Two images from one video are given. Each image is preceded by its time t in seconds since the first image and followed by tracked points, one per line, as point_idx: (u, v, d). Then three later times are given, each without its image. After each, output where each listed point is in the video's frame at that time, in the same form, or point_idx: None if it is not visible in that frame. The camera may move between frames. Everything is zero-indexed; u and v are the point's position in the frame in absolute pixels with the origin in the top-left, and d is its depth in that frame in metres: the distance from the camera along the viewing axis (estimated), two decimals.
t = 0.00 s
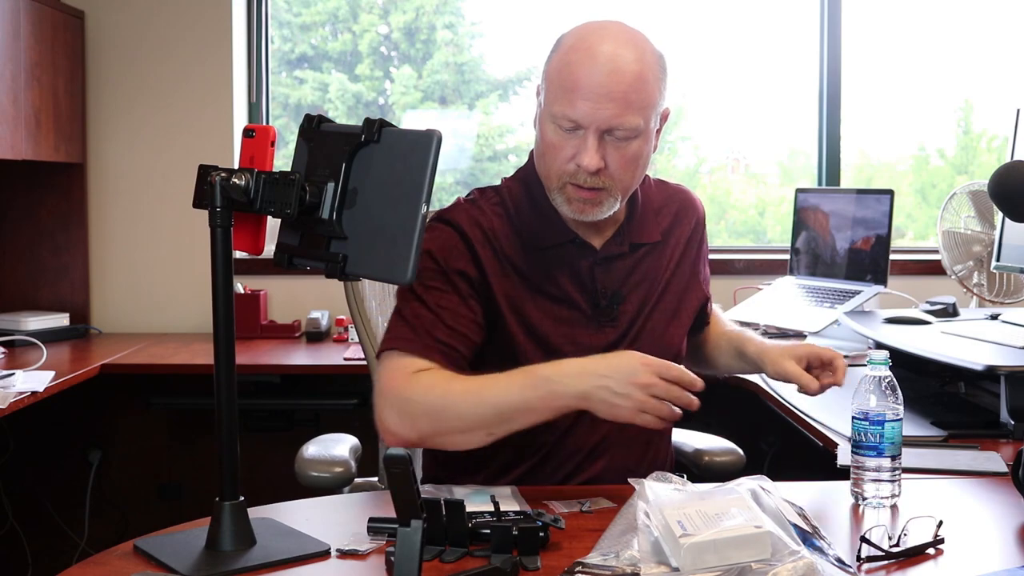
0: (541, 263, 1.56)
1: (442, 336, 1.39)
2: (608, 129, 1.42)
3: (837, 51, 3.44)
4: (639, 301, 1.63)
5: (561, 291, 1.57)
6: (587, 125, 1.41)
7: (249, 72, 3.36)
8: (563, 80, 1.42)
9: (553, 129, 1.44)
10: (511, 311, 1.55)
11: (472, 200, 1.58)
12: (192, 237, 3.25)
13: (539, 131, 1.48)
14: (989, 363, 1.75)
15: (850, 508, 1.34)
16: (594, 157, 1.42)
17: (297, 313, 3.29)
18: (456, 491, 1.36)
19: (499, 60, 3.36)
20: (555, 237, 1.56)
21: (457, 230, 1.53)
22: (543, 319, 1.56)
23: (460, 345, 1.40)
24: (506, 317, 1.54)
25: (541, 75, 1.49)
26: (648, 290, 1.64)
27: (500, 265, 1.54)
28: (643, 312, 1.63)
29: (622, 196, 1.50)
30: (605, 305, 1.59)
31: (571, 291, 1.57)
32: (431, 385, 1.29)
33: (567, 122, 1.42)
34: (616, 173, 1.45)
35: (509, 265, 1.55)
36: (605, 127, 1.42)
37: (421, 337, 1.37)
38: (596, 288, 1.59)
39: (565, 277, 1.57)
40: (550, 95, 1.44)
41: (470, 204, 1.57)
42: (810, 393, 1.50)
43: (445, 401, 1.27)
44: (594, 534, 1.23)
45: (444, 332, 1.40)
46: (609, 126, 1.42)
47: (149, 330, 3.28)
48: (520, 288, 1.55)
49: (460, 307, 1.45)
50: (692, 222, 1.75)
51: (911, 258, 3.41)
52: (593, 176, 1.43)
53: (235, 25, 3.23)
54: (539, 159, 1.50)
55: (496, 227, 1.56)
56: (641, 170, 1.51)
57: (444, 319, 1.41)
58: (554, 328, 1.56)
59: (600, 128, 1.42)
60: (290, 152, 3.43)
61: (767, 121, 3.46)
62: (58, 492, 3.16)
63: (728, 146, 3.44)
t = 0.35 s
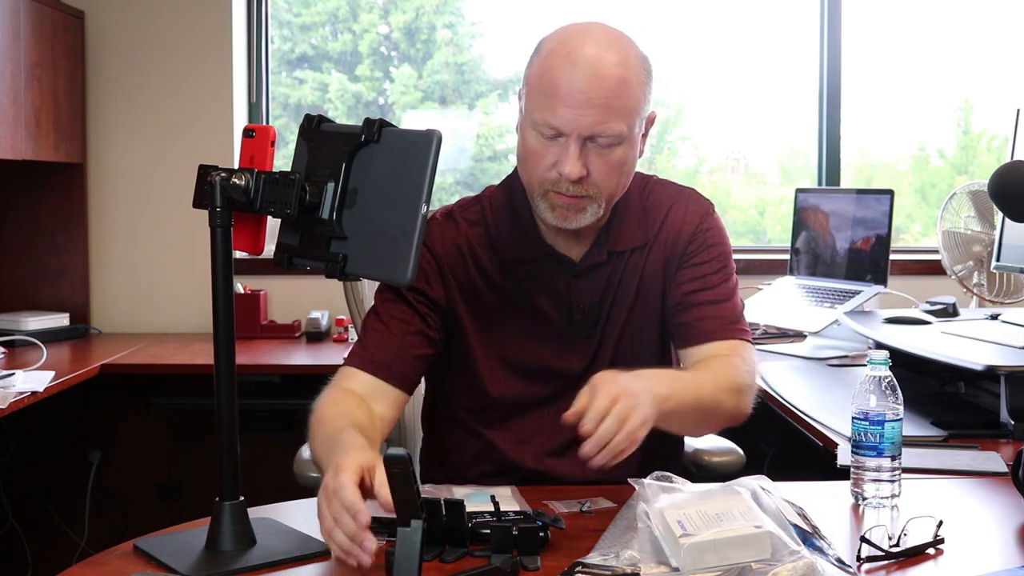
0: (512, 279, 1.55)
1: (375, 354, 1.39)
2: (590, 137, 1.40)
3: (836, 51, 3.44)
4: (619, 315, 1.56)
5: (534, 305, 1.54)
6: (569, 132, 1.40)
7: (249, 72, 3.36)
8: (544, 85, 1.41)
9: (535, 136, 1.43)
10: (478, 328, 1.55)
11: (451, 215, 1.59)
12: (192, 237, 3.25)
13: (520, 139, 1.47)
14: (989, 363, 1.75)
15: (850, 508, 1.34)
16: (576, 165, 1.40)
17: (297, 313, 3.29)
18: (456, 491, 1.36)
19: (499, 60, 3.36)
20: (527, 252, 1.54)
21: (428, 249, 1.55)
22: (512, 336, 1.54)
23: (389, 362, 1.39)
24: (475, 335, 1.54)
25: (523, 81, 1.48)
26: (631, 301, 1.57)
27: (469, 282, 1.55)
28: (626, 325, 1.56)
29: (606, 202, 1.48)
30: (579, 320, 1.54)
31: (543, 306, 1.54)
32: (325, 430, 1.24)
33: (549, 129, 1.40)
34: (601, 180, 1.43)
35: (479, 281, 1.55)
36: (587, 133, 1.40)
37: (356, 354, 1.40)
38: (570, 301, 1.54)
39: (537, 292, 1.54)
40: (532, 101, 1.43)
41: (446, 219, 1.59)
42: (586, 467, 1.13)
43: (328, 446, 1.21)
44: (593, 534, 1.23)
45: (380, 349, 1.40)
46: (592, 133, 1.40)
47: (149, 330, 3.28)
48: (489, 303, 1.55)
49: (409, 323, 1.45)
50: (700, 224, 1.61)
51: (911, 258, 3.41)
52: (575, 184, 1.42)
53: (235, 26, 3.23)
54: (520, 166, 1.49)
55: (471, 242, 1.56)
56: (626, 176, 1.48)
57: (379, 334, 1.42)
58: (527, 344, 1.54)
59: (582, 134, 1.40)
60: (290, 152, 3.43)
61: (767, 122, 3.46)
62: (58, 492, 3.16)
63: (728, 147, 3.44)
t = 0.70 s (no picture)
0: (511, 292, 1.54)
1: (382, 350, 1.38)
2: (604, 143, 1.40)
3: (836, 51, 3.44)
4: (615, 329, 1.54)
5: (529, 321, 1.54)
6: (582, 137, 1.39)
7: (249, 72, 3.36)
8: (562, 86, 1.40)
9: (547, 139, 1.43)
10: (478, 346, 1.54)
11: (455, 217, 1.58)
12: (192, 238, 3.25)
13: (532, 140, 1.47)
14: (989, 363, 1.74)
15: (850, 508, 1.34)
16: (586, 172, 1.40)
17: (297, 313, 3.29)
18: (456, 491, 1.36)
19: (499, 60, 3.36)
20: (524, 264, 1.54)
21: (433, 249, 1.53)
22: (506, 351, 1.54)
23: (395, 360, 1.38)
24: (473, 344, 1.54)
25: (540, 79, 1.47)
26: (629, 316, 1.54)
27: (472, 294, 1.54)
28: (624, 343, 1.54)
29: (612, 214, 1.49)
30: (575, 335, 1.54)
31: (538, 324, 1.54)
32: (330, 448, 1.22)
33: (561, 132, 1.40)
34: (609, 191, 1.44)
35: (480, 292, 1.54)
36: (601, 140, 1.40)
37: (360, 346, 1.39)
38: (567, 317, 1.54)
39: (533, 307, 1.54)
40: (548, 100, 1.42)
41: (450, 221, 1.58)
42: None
43: (337, 464, 1.19)
44: (593, 534, 1.23)
45: (377, 343, 1.39)
46: (606, 141, 1.40)
47: (149, 330, 3.28)
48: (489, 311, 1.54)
49: (417, 319, 1.45)
50: (704, 234, 1.55)
51: (911, 258, 3.41)
52: (583, 192, 1.42)
53: (235, 26, 3.24)
54: (530, 169, 1.49)
55: (474, 249, 1.56)
56: (639, 187, 1.49)
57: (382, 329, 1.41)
58: (522, 360, 1.54)
59: (595, 140, 1.40)
60: (290, 152, 3.43)
61: (767, 122, 3.46)
62: (58, 491, 3.16)
63: (728, 147, 3.44)
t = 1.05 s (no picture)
0: (514, 295, 1.55)
1: (376, 347, 1.40)
2: (605, 143, 1.40)
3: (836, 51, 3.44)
4: (619, 330, 1.54)
5: (534, 323, 1.54)
6: (582, 136, 1.39)
7: (249, 72, 3.36)
8: (562, 86, 1.41)
9: (547, 138, 1.42)
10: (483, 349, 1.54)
11: (453, 218, 1.59)
12: (193, 238, 3.25)
13: (532, 138, 1.47)
14: (989, 363, 1.74)
15: (850, 508, 1.34)
16: (586, 171, 1.40)
17: (297, 313, 3.29)
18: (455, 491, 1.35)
19: (499, 60, 3.36)
20: (528, 265, 1.54)
21: (431, 250, 1.53)
22: (510, 354, 1.54)
23: (389, 360, 1.39)
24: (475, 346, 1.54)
25: (540, 78, 1.48)
26: (636, 317, 1.54)
27: (470, 296, 1.55)
28: (629, 344, 1.54)
29: (613, 215, 1.48)
30: (581, 338, 1.54)
31: (544, 325, 1.54)
32: (341, 421, 1.24)
33: (561, 131, 1.40)
34: (610, 192, 1.43)
35: (479, 297, 1.55)
36: (601, 139, 1.39)
37: (352, 345, 1.40)
38: (572, 320, 1.54)
39: (537, 310, 1.54)
40: (548, 99, 1.42)
41: (449, 223, 1.58)
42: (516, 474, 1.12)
43: (351, 435, 1.21)
44: (593, 534, 1.23)
45: (377, 341, 1.40)
46: (606, 140, 1.40)
47: (149, 330, 3.28)
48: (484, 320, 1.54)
49: (411, 319, 1.45)
50: (708, 234, 1.57)
51: (911, 258, 3.41)
52: (583, 192, 1.42)
53: (236, 26, 3.23)
54: (529, 168, 1.49)
55: (473, 252, 1.56)
56: (639, 188, 1.49)
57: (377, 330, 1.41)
58: (527, 363, 1.54)
59: (595, 140, 1.40)
60: (290, 152, 3.43)
61: (767, 122, 3.46)
62: (58, 491, 3.16)
63: (728, 147, 3.44)
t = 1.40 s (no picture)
0: (517, 295, 1.54)
1: (378, 350, 1.41)
2: (611, 148, 1.40)
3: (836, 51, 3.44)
4: (623, 330, 1.54)
5: (536, 323, 1.54)
6: (589, 140, 1.39)
7: (249, 73, 3.36)
8: (568, 89, 1.41)
9: (553, 142, 1.42)
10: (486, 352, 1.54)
11: (456, 220, 1.59)
12: (193, 238, 3.25)
13: (538, 141, 1.46)
14: (989, 363, 1.74)
15: (850, 508, 1.34)
16: (593, 176, 1.40)
17: (297, 313, 3.29)
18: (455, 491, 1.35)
19: (499, 60, 3.36)
20: (531, 266, 1.54)
21: (434, 253, 1.53)
22: (512, 353, 1.54)
23: (394, 364, 1.40)
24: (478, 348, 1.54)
25: (545, 81, 1.47)
26: (639, 319, 1.55)
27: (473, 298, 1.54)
28: (633, 345, 1.54)
29: (618, 217, 1.47)
30: (584, 338, 1.54)
31: (547, 325, 1.53)
32: (358, 420, 1.28)
33: (568, 135, 1.40)
34: (616, 195, 1.43)
35: (482, 298, 1.54)
36: (608, 144, 1.39)
37: (355, 352, 1.41)
38: (576, 320, 1.54)
39: (539, 309, 1.54)
40: (554, 102, 1.42)
41: (452, 225, 1.58)
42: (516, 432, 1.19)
43: (372, 433, 1.25)
44: (593, 534, 1.23)
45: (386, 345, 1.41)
46: (613, 145, 1.40)
47: (150, 330, 3.28)
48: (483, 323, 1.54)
49: (414, 325, 1.44)
50: (709, 238, 1.58)
51: (911, 258, 3.41)
52: (591, 197, 1.41)
53: (236, 26, 3.23)
54: (534, 171, 1.49)
55: (476, 253, 1.56)
56: (643, 193, 1.49)
57: (381, 335, 1.42)
58: (530, 362, 1.53)
59: (602, 144, 1.40)
60: (290, 152, 3.43)
61: (767, 123, 3.46)
62: (58, 492, 3.16)
63: (728, 147, 3.44)
